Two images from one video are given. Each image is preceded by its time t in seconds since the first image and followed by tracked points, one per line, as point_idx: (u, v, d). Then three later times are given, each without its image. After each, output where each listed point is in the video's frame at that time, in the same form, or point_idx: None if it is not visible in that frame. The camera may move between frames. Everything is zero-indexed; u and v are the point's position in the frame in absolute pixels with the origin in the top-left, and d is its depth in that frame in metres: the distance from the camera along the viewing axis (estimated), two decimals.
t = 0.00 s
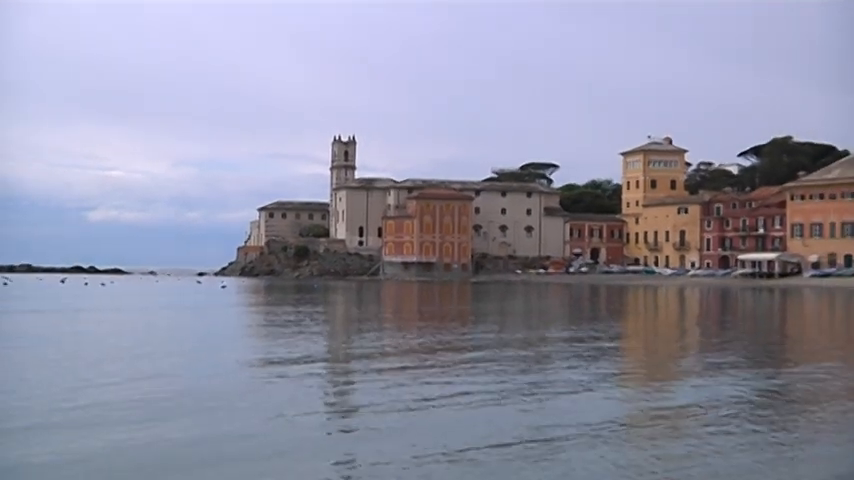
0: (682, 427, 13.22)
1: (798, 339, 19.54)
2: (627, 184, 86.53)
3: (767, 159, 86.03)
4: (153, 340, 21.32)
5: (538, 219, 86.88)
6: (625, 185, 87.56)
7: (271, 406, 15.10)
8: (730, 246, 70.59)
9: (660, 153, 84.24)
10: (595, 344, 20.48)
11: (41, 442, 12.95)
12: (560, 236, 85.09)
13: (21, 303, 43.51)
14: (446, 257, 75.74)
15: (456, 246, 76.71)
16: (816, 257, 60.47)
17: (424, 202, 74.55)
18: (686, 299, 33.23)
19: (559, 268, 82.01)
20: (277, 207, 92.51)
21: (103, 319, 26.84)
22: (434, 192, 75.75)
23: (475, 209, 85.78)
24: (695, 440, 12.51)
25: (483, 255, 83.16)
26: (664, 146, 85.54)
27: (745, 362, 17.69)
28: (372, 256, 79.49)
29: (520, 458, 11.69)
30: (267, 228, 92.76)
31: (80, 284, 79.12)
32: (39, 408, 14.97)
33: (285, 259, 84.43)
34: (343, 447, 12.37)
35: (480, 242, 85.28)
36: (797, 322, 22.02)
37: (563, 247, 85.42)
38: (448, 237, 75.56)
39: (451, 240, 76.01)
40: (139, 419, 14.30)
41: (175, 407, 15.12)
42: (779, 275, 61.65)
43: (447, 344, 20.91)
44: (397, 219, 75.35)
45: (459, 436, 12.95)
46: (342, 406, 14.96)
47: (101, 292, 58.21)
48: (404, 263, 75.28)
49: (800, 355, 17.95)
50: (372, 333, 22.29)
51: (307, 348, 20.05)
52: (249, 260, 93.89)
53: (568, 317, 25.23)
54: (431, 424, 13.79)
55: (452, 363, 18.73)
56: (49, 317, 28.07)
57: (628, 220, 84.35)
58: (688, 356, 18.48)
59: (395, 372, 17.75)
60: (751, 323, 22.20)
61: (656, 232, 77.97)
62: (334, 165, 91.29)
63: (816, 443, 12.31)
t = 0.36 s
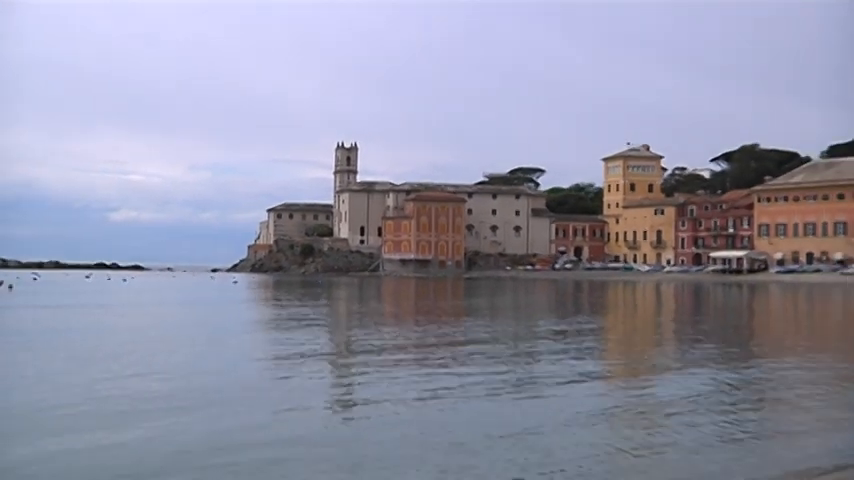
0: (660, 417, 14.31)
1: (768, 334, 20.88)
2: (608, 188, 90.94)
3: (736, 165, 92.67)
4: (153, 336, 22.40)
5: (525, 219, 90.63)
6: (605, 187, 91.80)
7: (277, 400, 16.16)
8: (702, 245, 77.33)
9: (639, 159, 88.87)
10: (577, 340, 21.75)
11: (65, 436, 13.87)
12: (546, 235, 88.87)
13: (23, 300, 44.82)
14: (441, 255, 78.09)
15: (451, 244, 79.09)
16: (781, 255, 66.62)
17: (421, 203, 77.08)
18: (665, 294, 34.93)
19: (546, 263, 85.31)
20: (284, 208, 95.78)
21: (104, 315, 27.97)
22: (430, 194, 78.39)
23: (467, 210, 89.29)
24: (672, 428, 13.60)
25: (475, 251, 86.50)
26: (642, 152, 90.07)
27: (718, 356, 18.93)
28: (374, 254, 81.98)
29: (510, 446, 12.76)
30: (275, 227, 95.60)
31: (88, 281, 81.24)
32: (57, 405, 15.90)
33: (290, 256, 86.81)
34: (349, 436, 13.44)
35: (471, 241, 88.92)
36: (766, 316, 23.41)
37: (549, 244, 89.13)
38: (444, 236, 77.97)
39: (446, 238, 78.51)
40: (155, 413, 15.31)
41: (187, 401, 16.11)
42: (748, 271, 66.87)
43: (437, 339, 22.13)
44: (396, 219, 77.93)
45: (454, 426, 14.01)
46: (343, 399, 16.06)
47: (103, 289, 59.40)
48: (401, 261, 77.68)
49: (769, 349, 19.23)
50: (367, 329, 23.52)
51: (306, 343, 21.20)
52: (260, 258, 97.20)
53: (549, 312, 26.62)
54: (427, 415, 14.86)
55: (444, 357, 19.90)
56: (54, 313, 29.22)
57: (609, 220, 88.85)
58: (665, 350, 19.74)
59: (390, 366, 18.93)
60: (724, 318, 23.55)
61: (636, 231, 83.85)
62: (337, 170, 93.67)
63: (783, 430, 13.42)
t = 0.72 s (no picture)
0: (634, 411, 15.12)
1: (740, 331, 21.98)
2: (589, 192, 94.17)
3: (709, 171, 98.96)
4: (145, 335, 23.20)
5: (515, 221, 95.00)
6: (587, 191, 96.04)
7: (271, 399, 16.94)
8: (676, 245, 81.13)
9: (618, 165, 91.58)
10: (557, 338, 22.74)
11: (66, 431, 14.56)
12: (533, 235, 93.32)
13: (25, 297, 46.09)
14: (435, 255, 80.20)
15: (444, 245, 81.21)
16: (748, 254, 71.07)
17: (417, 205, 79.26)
18: (648, 292, 36.21)
19: (533, 262, 89.59)
20: (291, 211, 100.34)
21: (100, 312, 28.88)
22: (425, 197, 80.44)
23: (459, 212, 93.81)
24: (644, 420, 14.40)
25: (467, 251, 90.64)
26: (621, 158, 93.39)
27: (691, 354, 19.87)
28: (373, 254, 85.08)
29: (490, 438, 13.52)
30: (284, 229, 99.75)
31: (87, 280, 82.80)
32: (56, 403, 16.58)
33: (296, 255, 90.53)
34: (338, 431, 14.21)
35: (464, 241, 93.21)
36: (738, 314, 24.48)
37: (535, 245, 93.71)
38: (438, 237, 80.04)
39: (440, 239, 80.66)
40: (153, 410, 16.04)
41: (184, 400, 16.85)
42: (718, 270, 70.68)
43: (424, 338, 23.06)
44: (394, 221, 80.45)
45: (439, 422, 14.79)
46: (334, 397, 16.87)
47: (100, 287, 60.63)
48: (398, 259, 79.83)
49: (740, 347, 20.19)
50: (357, 327, 24.45)
51: (299, 342, 22.09)
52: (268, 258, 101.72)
53: (533, 310, 27.68)
54: (414, 413, 15.64)
55: (432, 356, 20.79)
56: (54, 311, 30.20)
57: (591, 222, 92.52)
58: (641, 349, 20.70)
59: (380, 364, 19.81)
60: (698, 317, 24.61)
61: (615, 233, 87.40)
62: (339, 176, 95.92)
63: (747, 420, 14.34)
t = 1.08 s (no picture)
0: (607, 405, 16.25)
1: (711, 329, 23.20)
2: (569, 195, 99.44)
3: (679, 180, 106.13)
4: (143, 335, 24.25)
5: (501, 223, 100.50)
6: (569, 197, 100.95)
7: (263, 396, 17.81)
8: (650, 246, 86.70)
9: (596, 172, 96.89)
10: (539, 336, 24.02)
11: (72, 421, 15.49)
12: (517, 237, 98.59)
13: (27, 296, 47.65)
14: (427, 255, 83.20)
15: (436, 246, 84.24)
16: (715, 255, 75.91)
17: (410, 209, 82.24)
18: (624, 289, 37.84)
19: (517, 262, 94.85)
20: (294, 214, 105.80)
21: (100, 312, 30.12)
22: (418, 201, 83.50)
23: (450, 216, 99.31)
24: (615, 412, 15.55)
25: (457, 252, 96.00)
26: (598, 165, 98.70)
27: (664, 351, 21.14)
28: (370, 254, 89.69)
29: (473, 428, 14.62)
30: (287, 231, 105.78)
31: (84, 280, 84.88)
32: (60, 397, 17.50)
33: (298, 255, 96.20)
34: (333, 422, 15.27)
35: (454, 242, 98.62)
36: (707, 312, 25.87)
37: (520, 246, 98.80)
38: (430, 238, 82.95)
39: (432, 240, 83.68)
40: (156, 405, 17.02)
41: (185, 395, 17.83)
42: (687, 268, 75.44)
43: (414, 336, 24.15)
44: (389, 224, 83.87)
45: (428, 414, 15.87)
46: (331, 394, 17.95)
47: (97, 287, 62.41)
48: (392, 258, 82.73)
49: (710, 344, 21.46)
50: (350, 326, 25.57)
51: (292, 342, 23.16)
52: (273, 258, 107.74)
53: (516, 309, 29.07)
54: (401, 407, 16.68)
55: (419, 353, 21.92)
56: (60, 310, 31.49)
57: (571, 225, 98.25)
58: (619, 347, 21.96)
59: (373, 364, 20.91)
60: (676, 315, 25.82)
61: (593, 234, 93.12)
62: (338, 183, 99.66)
63: (710, 415, 15.29)
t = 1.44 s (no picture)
0: (591, 399, 17.74)
1: (685, 329, 24.70)
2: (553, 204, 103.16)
3: (653, 189, 110.45)
4: (151, 334, 25.52)
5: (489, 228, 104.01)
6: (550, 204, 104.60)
7: (268, 393, 18.95)
8: (626, 248, 88.83)
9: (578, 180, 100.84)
10: (528, 335, 25.54)
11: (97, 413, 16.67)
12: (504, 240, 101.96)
13: (30, 295, 48.64)
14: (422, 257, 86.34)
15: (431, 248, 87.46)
16: (685, 257, 79.33)
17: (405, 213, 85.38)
18: (602, 290, 39.72)
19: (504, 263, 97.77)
20: (299, 218, 108.28)
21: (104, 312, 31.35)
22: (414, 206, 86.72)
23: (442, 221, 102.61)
24: (596, 408, 16.85)
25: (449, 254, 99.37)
26: (580, 175, 102.65)
27: (644, 349, 22.73)
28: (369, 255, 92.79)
29: (471, 420, 16.02)
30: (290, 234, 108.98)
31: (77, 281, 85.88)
32: (81, 392, 18.69)
33: (302, 257, 99.25)
34: (342, 413, 16.63)
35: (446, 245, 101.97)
36: (682, 312, 27.45)
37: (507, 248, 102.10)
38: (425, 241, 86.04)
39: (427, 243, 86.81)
40: (174, 398, 18.27)
41: (199, 389, 19.11)
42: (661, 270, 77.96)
43: (412, 336, 25.46)
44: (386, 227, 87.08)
45: (429, 407, 17.26)
46: (338, 389, 19.29)
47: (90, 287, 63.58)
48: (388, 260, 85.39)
49: (685, 342, 23.09)
50: (350, 326, 26.92)
51: (291, 342, 24.35)
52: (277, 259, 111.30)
53: (503, 309, 30.66)
54: (397, 402, 17.88)
55: (413, 353, 23.23)
56: (70, 309, 32.54)
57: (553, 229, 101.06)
58: (602, 346, 23.53)
59: (375, 361, 22.26)
60: (657, 315, 27.38)
61: (574, 238, 96.03)
62: (339, 190, 103.31)
63: (683, 411, 16.62)
